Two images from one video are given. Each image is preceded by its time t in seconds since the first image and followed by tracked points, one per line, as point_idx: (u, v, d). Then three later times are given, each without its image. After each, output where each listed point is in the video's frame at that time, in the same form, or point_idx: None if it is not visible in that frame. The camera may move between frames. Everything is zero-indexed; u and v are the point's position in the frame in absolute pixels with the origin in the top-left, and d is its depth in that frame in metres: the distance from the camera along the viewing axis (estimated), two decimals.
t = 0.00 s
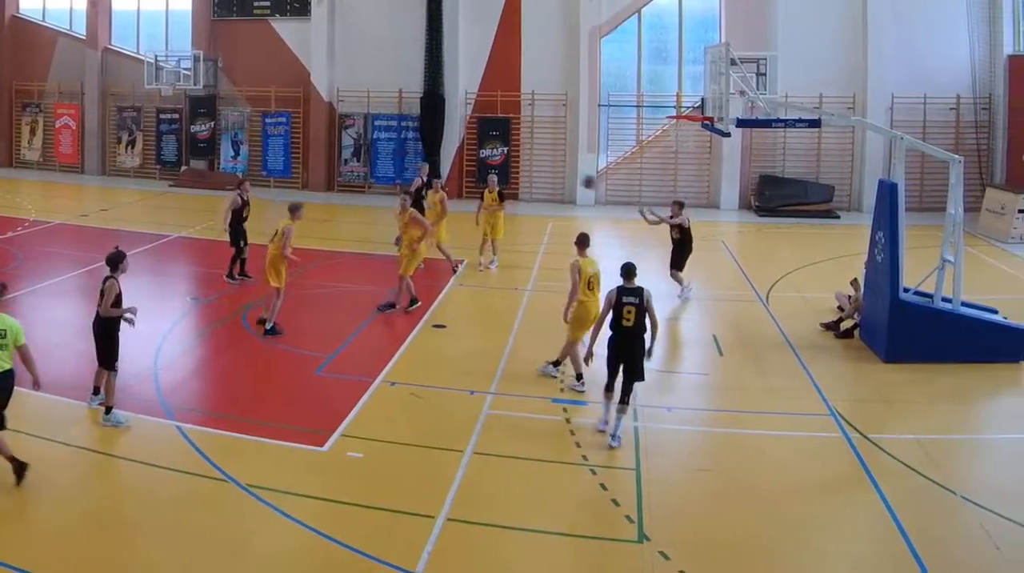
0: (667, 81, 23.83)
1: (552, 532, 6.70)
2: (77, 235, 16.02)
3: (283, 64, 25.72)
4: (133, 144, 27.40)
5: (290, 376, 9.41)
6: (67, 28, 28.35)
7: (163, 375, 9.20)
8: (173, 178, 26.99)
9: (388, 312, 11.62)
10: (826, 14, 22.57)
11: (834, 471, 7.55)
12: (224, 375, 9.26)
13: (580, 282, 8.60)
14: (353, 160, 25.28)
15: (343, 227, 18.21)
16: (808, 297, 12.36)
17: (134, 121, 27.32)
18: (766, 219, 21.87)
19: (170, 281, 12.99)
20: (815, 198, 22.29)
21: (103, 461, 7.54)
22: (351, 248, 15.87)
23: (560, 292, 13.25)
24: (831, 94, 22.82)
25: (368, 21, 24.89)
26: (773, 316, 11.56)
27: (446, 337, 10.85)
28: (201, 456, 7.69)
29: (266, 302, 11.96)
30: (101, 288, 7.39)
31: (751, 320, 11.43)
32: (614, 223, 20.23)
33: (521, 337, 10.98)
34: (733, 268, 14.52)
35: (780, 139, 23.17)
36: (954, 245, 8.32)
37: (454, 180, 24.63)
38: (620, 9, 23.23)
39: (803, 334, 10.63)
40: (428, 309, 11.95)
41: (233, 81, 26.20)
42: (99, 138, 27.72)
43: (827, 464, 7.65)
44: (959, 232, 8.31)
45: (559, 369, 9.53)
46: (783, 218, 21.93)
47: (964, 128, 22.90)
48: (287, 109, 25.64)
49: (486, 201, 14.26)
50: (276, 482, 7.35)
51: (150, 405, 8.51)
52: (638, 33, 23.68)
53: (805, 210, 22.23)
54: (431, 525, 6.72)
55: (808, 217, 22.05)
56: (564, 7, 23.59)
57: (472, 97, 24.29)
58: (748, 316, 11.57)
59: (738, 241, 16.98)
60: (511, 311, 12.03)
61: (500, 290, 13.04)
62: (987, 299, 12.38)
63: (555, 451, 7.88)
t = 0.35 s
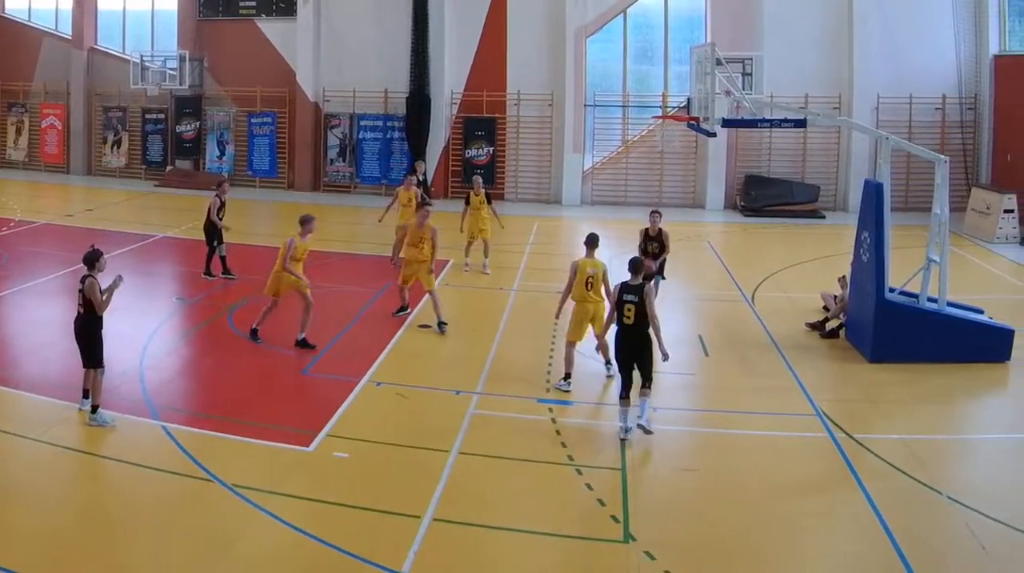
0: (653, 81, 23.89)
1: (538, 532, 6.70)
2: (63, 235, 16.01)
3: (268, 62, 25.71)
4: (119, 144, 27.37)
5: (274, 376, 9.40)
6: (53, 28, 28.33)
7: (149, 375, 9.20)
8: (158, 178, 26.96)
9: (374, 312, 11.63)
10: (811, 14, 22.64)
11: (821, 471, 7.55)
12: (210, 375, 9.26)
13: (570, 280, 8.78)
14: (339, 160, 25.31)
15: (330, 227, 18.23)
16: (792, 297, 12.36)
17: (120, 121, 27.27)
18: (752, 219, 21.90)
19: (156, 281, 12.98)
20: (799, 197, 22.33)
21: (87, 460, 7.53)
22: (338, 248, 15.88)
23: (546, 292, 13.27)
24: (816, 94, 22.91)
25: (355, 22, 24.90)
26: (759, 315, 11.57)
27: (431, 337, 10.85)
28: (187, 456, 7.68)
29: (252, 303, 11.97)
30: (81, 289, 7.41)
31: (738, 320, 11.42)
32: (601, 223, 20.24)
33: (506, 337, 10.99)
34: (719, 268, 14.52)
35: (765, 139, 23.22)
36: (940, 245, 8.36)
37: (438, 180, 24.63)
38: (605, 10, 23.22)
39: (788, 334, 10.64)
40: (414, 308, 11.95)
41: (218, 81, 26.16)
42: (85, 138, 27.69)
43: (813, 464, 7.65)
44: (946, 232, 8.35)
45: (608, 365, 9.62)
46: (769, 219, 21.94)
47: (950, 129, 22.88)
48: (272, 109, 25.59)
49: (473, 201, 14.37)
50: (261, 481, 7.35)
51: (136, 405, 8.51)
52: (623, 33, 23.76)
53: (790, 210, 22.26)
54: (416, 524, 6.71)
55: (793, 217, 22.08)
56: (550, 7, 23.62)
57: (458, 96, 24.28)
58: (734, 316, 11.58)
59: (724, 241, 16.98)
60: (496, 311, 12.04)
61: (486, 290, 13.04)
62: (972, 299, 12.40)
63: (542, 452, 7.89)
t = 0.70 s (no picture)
0: (640, 81, 23.89)
1: (524, 532, 6.69)
2: (49, 235, 16.00)
3: (255, 62, 25.73)
4: (106, 144, 27.34)
5: (261, 376, 9.41)
6: (40, 28, 28.35)
7: (136, 375, 9.20)
8: (146, 178, 26.94)
9: (361, 312, 11.67)
10: (797, 15, 22.69)
11: (807, 471, 7.55)
12: (197, 375, 9.26)
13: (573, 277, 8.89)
14: (326, 160, 25.32)
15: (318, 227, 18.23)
16: (778, 298, 12.36)
17: (107, 121, 27.24)
18: (739, 219, 21.93)
19: (143, 281, 12.99)
20: (787, 197, 22.34)
21: (73, 461, 7.52)
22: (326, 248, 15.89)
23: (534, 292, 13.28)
24: (804, 94, 22.95)
25: (343, 22, 24.91)
26: (747, 315, 11.58)
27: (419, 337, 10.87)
28: (174, 456, 7.68)
29: (239, 303, 11.98)
30: (62, 283, 7.78)
31: (727, 320, 11.43)
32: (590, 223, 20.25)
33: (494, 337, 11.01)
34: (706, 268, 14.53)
35: (752, 139, 23.28)
36: (928, 245, 8.43)
37: (427, 180, 24.74)
38: (593, 10, 23.22)
39: (774, 333, 10.64)
40: (400, 308, 12.00)
41: (205, 81, 26.15)
42: (72, 138, 27.66)
43: (800, 464, 7.64)
44: (932, 232, 8.42)
45: (597, 368, 9.53)
46: (756, 219, 21.96)
47: (938, 129, 22.91)
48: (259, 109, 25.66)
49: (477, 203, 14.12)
50: (249, 481, 7.35)
51: (123, 406, 8.51)
52: (610, 33, 23.76)
53: (778, 210, 22.27)
54: (403, 524, 6.71)
55: (780, 217, 22.10)
56: (538, 6, 23.62)
57: (445, 96, 24.28)
58: (721, 316, 11.58)
59: (711, 242, 16.97)
60: (484, 311, 12.06)
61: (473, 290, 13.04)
62: (958, 299, 12.42)
63: (529, 451, 7.89)
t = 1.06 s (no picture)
0: (627, 81, 24.03)
1: (512, 532, 6.69)
2: (36, 235, 15.97)
3: (243, 62, 25.73)
4: (92, 144, 27.31)
5: (248, 376, 9.42)
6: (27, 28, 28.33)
7: (123, 375, 9.21)
8: (132, 178, 26.90)
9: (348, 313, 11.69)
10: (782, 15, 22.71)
11: (796, 471, 7.54)
12: (185, 375, 9.27)
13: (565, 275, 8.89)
14: (313, 160, 25.32)
15: (307, 227, 18.24)
16: (764, 299, 12.37)
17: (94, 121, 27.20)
18: (726, 219, 21.94)
19: (131, 281, 12.98)
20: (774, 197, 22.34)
21: (59, 461, 7.51)
22: (314, 248, 15.89)
23: (521, 292, 13.29)
24: (791, 94, 22.98)
25: (331, 22, 24.90)
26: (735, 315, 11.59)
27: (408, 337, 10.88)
28: (161, 456, 7.68)
29: (227, 303, 11.99)
30: (51, 278, 7.93)
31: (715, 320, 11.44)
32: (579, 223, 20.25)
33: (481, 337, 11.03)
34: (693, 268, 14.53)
35: (740, 138, 23.31)
36: (915, 245, 8.47)
37: (413, 178, 24.63)
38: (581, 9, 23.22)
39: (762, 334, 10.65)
40: (387, 308, 12.02)
41: (193, 81, 26.15)
42: (59, 138, 27.62)
43: (788, 465, 7.64)
44: (920, 231, 8.44)
45: (585, 368, 9.50)
46: (743, 218, 21.97)
47: (925, 128, 22.96)
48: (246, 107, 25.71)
49: (480, 204, 13.86)
50: (237, 481, 7.35)
51: (111, 406, 8.51)
52: (597, 33, 23.78)
53: (766, 210, 22.27)
54: (390, 524, 6.70)
55: (768, 217, 22.10)
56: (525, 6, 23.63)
57: (432, 96, 24.26)
58: (709, 316, 11.59)
59: (698, 242, 16.98)
60: (472, 311, 12.07)
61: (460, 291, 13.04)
62: (945, 299, 12.44)
63: (517, 451, 7.89)
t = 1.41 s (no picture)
0: (613, 81, 24.04)
1: (498, 532, 6.69)
2: (22, 235, 15.94)
3: (230, 62, 25.74)
4: (78, 144, 27.29)
5: (233, 376, 9.42)
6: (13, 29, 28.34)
7: (109, 375, 9.22)
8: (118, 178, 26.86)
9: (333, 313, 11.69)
10: (765, 15, 22.75)
11: (782, 471, 7.54)
12: (170, 375, 9.28)
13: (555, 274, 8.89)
14: (299, 160, 25.30)
15: (295, 227, 18.25)
16: (749, 299, 12.37)
17: (80, 121, 27.18)
18: (711, 219, 21.96)
19: (117, 282, 12.98)
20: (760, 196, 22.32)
21: (43, 461, 7.50)
22: (301, 248, 15.90)
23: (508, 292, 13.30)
24: (776, 94, 23.01)
25: (318, 22, 24.92)
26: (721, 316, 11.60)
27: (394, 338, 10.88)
28: (147, 456, 7.67)
29: (212, 303, 12.00)
30: (35, 265, 8.17)
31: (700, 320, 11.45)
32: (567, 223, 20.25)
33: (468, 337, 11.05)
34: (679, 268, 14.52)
35: (725, 138, 23.33)
36: (901, 245, 8.49)
37: (398, 177, 24.58)
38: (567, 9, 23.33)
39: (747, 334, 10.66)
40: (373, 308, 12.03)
41: (179, 81, 26.16)
42: (45, 138, 27.59)
43: (774, 465, 7.63)
44: (906, 231, 8.47)
45: (571, 368, 9.51)
46: (728, 218, 21.98)
47: (911, 128, 23.02)
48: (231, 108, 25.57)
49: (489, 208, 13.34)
50: (223, 481, 7.34)
51: (97, 406, 8.51)
52: (583, 33, 23.77)
53: (752, 210, 22.27)
54: (376, 524, 6.70)
55: (755, 217, 22.10)
56: (510, 6, 23.65)
57: (418, 96, 24.26)
58: (695, 316, 11.60)
59: (684, 242, 16.99)
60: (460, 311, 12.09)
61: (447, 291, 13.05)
62: (931, 299, 12.44)
63: (503, 451, 7.89)
